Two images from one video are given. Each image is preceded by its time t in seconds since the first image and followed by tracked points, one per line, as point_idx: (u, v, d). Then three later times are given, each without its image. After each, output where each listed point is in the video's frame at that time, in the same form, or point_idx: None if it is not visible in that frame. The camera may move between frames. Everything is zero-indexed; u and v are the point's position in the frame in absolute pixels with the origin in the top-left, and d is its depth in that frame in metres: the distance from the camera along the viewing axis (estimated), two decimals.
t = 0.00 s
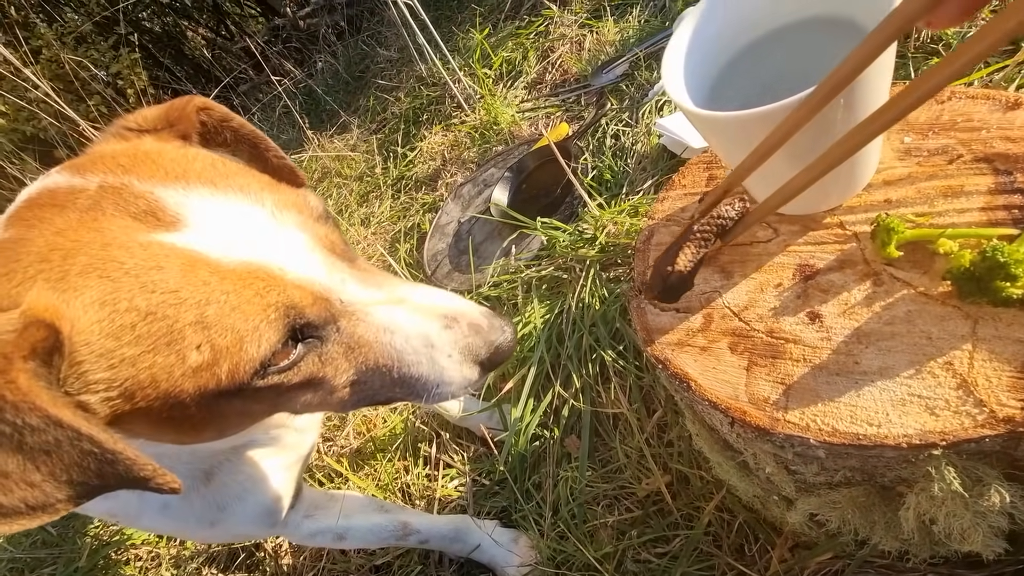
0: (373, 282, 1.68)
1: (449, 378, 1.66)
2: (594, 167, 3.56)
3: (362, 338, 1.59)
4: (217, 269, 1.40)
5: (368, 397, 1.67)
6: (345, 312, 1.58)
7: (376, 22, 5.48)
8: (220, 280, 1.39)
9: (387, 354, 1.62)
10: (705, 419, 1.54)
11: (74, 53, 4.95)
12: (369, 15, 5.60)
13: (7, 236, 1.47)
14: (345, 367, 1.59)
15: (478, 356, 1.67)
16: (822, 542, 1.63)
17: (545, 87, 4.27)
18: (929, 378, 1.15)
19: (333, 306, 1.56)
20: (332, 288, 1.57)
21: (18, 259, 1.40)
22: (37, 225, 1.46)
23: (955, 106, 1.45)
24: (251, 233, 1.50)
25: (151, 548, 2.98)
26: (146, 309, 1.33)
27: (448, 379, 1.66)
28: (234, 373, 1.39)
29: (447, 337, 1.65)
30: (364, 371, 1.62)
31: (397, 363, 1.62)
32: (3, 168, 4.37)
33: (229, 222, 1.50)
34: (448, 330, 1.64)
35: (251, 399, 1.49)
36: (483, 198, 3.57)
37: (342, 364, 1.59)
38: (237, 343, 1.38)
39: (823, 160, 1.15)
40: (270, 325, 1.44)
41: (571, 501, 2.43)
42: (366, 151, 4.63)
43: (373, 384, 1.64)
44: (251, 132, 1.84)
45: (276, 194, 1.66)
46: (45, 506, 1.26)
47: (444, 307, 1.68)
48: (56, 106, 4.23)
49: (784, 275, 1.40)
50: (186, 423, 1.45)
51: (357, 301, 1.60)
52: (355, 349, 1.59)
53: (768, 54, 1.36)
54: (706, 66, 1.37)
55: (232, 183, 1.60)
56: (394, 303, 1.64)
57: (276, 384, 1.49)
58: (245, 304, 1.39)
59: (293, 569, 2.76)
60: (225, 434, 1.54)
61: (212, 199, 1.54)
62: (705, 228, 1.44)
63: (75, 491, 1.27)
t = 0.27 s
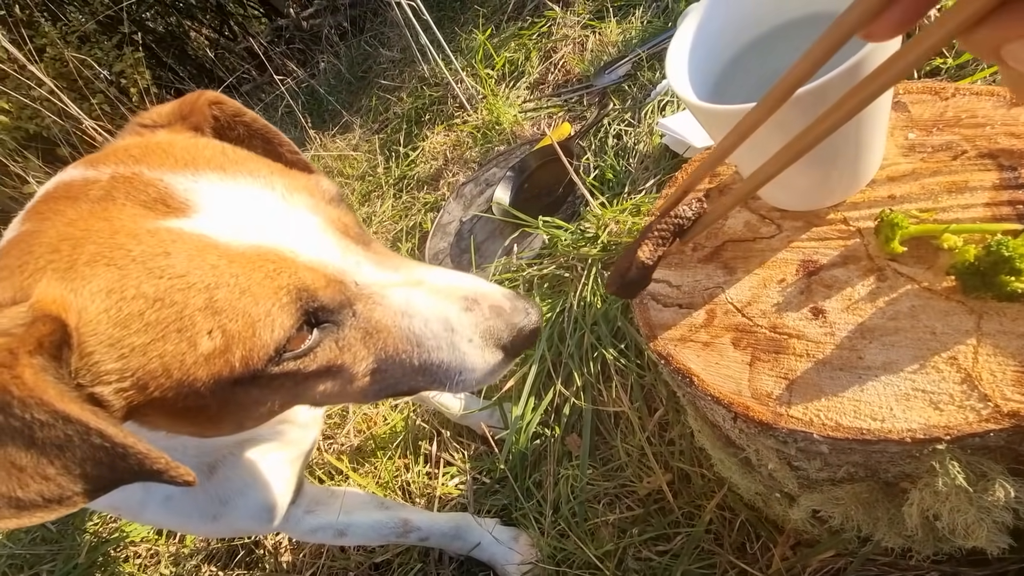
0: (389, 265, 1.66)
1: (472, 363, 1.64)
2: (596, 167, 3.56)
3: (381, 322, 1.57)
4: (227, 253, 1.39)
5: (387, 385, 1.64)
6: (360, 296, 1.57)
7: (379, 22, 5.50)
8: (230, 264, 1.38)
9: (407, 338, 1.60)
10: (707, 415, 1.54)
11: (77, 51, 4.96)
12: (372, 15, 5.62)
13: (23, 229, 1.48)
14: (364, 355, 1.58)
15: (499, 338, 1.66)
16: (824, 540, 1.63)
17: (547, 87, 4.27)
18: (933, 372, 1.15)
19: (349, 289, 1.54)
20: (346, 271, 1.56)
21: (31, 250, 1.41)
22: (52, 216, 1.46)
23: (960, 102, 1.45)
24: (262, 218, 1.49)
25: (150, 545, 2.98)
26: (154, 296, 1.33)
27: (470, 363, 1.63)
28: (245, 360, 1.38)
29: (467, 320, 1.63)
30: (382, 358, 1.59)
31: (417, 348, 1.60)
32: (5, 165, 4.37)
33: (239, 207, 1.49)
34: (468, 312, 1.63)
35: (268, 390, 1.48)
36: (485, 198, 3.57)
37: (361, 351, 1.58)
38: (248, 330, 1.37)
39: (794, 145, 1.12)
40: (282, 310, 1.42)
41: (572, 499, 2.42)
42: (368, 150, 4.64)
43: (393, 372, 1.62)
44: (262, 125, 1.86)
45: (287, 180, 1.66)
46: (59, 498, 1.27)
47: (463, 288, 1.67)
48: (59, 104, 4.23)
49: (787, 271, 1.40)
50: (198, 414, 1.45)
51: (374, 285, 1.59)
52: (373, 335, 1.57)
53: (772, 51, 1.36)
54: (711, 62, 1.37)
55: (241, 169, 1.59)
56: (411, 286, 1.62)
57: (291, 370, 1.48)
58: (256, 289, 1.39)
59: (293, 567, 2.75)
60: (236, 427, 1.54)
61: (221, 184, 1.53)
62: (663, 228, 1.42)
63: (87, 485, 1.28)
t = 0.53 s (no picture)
0: (422, 273, 1.66)
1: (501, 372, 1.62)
2: (602, 172, 3.58)
3: (413, 330, 1.58)
4: (268, 261, 1.42)
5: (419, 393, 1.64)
6: (394, 304, 1.57)
7: (385, 26, 5.53)
8: (270, 271, 1.41)
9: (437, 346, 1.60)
10: (716, 421, 1.55)
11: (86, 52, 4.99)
12: (378, 19, 5.66)
13: (71, 237, 1.51)
14: (396, 364, 1.59)
15: (524, 349, 1.61)
16: (832, 546, 1.64)
17: (553, 91, 4.29)
18: (943, 381, 1.16)
19: (383, 297, 1.55)
20: (381, 278, 1.57)
21: (79, 258, 1.44)
22: (99, 225, 1.49)
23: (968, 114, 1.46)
24: (300, 226, 1.51)
25: (156, 545, 3.00)
26: (197, 303, 1.35)
27: (499, 373, 1.61)
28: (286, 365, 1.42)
29: (497, 329, 1.60)
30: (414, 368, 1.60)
31: (446, 356, 1.59)
32: (14, 165, 4.39)
33: (278, 215, 1.51)
34: (497, 322, 1.59)
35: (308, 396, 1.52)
36: (490, 202, 3.58)
37: (393, 359, 1.59)
38: (287, 338, 1.40)
39: (793, 144, 1.13)
40: (321, 317, 1.45)
41: (577, 503, 2.43)
42: (374, 153, 4.66)
43: (423, 380, 1.62)
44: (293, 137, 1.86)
45: (324, 190, 1.68)
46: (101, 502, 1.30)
47: (495, 297, 1.64)
48: (69, 105, 4.26)
49: (796, 279, 1.41)
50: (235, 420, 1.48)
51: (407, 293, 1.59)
52: (406, 343, 1.58)
53: (783, 61, 1.38)
54: (723, 70, 1.38)
55: (280, 179, 1.62)
56: (442, 294, 1.61)
57: (328, 378, 1.51)
58: (296, 296, 1.41)
59: (299, 568, 2.77)
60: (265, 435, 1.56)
61: (261, 193, 1.56)
62: (649, 238, 1.53)
63: (126, 491, 1.30)
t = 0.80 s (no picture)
0: (449, 254, 1.66)
1: (524, 355, 1.63)
2: (610, 167, 3.56)
3: (439, 311, 1.57)
4: (300, 235, 1.41)
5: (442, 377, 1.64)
6: (422, 282, 1.56)
7: (391, 23, 5.53)
8: (302, 245, 1.40)
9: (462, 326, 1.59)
10: (729, 413, 1.53)
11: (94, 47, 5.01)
12: (385, 16, 5.66)
13: (103, 210, 1.51)
14: (420, 346, 1.58)
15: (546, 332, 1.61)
16: (846, 541, 1.62)
17: (561, 88, 4.27)
18: (966, 370, 1.14)
19: (412, 274, 1.54)
20: (409, 257, 1.56)
21: (113, 229, 1.44)
22: (132, 198, 1.49)
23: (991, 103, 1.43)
24: (331, 203, 1.51)
25: (160, 538, 3.00)
26: (230, 274, 1.36)
27: (522, 355, 1.62)
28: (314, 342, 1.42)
29: (521, 311, 1.61)
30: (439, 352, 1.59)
31: (471, 337, 1.59)
32: (23, 159, 4.41)
33: (309, 192, 1.51)
34: (522, 304, 1.60)
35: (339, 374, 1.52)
36: (497, 197, 3.56)
37: (418, 342, 1.58)
38: (317, 312, 1.40)
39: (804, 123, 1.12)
40: (353, 291, 1.45)
41: (585, 498, 2.42)
42: (379, 149, 4.66)
43: (447, 362, 1.62)
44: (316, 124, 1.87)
45: (354, 170, 1.67)
46: (129, 475, 1.30)
47: (519, 280, 1.65)
48: (77, 99, 4.27)
49: (813, 268, 1.39)
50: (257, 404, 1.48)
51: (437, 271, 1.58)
52: (433, 324, 1.57)
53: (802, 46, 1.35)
54: (742, 55, 1.36)
55: (311, 158, 1.62)
56: (469, 275, 1.61)
57: (356, 355, 1.51)
58: (327, 270, 1.41)
59: (304, 561, 2.76)
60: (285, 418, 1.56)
61: (293, 170, 1.56)
62: (637, 244, 1.50)
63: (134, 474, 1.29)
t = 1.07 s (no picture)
0: (437, 256, 1.63)
1: (510, 362, 1.59)
2: (615, 169, 3.54)
3: (422, 314, 1.54)
4: (279, 232, 1.39)
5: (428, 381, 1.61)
6: (407, 284, 1.53)
7: (396, 22, 5.53)
8: (280, 242, 1.38)
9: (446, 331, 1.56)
10: (736, 420, 1.51)
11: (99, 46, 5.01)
12: (389, 15, 5.65)
13: (84, 200, 1.52)
14: (404, 350, 1.55)
15: (533, 340, 1.58)
16: (853, 550, 1.60)
17: (566, 88, 4.26)
18: (980, 381, 1.12)
19: (397, 275, 1.52)
20: (395, 257, 1.53)
21: (89, 220, 1.44)
22: (113, 189, 1.48)
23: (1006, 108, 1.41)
24: (315, 199, 1.48)
25: (163, 537, 3.00)
26: (205, 271, 1.34)
27: (507, 362, 1.58)
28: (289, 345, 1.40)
29: (508, 316, 1.58)
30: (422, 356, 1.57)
31: (455, 342, 1.56)
32: (28, 158, 4.41)
33: (293, 188, 1.49)
34: (509, 309, 1.57)
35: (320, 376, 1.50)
36: (501, 198, 3.54)
37: (402, 346, 1.55)
38: (297, 312, 1.38)
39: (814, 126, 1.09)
40: (334, 292, 1.42)
41: (589, 502, 2.41)
42: (383, 148, 4.65)
43: (429, 368, 1.59)
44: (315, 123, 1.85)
45: (344, 167, 1.65)
46: (97, 474, 1.31)
47: (509, 285, 1.62)
48: (83, 98, 4.27)
49: (824, 275, 1.38)
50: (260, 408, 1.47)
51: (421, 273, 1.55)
52: (417, 328, 1.54)
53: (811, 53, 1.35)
54: (752, 60, 1.35)
55: (297, 152, 1.59)
56: (458, 278, 1.58)
57: (337, 359, 1.48)
58: (307, 269, 1.38)
59: (307, 562, 2.76)
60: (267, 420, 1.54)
61: (277, 165, 1.53)
62: (636, 255, 1.52)
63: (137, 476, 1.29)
